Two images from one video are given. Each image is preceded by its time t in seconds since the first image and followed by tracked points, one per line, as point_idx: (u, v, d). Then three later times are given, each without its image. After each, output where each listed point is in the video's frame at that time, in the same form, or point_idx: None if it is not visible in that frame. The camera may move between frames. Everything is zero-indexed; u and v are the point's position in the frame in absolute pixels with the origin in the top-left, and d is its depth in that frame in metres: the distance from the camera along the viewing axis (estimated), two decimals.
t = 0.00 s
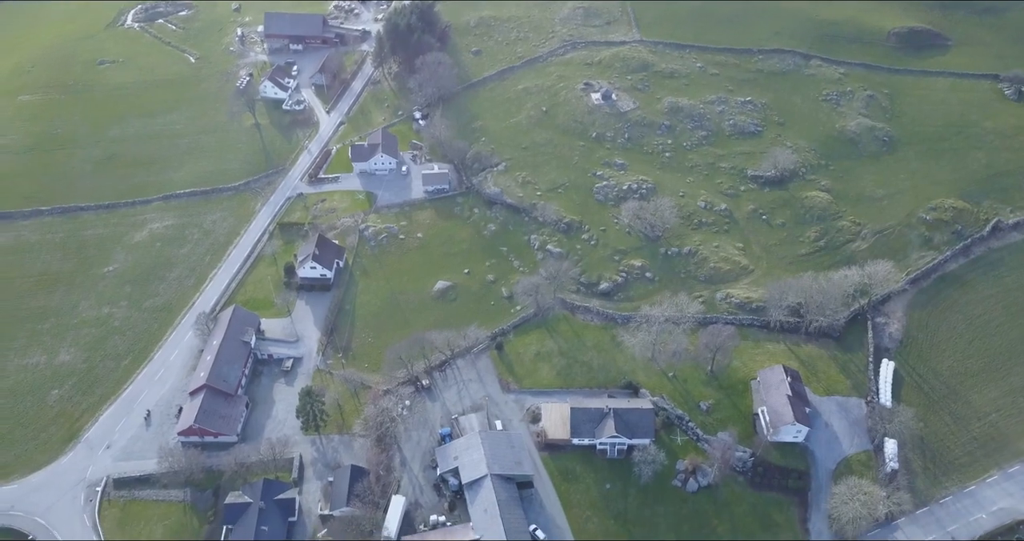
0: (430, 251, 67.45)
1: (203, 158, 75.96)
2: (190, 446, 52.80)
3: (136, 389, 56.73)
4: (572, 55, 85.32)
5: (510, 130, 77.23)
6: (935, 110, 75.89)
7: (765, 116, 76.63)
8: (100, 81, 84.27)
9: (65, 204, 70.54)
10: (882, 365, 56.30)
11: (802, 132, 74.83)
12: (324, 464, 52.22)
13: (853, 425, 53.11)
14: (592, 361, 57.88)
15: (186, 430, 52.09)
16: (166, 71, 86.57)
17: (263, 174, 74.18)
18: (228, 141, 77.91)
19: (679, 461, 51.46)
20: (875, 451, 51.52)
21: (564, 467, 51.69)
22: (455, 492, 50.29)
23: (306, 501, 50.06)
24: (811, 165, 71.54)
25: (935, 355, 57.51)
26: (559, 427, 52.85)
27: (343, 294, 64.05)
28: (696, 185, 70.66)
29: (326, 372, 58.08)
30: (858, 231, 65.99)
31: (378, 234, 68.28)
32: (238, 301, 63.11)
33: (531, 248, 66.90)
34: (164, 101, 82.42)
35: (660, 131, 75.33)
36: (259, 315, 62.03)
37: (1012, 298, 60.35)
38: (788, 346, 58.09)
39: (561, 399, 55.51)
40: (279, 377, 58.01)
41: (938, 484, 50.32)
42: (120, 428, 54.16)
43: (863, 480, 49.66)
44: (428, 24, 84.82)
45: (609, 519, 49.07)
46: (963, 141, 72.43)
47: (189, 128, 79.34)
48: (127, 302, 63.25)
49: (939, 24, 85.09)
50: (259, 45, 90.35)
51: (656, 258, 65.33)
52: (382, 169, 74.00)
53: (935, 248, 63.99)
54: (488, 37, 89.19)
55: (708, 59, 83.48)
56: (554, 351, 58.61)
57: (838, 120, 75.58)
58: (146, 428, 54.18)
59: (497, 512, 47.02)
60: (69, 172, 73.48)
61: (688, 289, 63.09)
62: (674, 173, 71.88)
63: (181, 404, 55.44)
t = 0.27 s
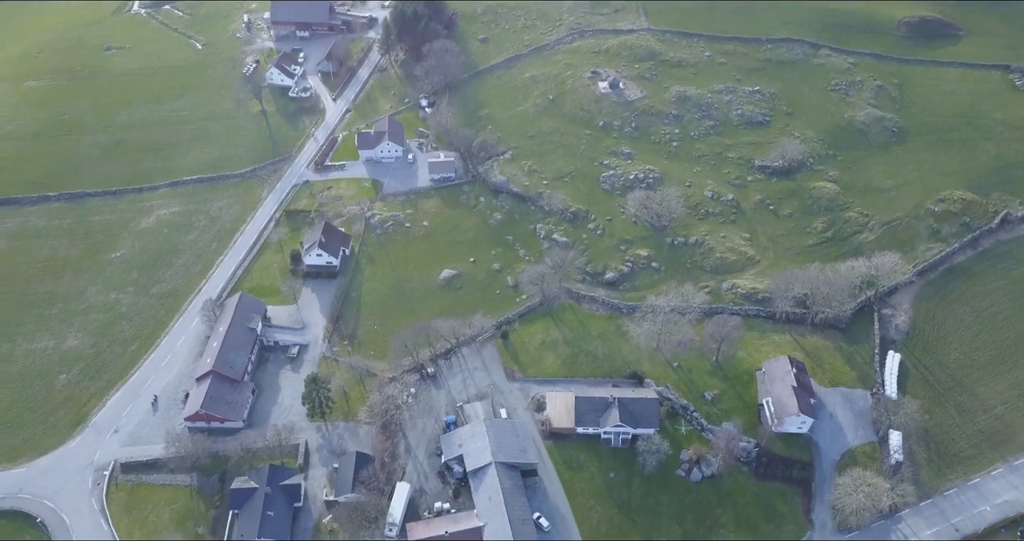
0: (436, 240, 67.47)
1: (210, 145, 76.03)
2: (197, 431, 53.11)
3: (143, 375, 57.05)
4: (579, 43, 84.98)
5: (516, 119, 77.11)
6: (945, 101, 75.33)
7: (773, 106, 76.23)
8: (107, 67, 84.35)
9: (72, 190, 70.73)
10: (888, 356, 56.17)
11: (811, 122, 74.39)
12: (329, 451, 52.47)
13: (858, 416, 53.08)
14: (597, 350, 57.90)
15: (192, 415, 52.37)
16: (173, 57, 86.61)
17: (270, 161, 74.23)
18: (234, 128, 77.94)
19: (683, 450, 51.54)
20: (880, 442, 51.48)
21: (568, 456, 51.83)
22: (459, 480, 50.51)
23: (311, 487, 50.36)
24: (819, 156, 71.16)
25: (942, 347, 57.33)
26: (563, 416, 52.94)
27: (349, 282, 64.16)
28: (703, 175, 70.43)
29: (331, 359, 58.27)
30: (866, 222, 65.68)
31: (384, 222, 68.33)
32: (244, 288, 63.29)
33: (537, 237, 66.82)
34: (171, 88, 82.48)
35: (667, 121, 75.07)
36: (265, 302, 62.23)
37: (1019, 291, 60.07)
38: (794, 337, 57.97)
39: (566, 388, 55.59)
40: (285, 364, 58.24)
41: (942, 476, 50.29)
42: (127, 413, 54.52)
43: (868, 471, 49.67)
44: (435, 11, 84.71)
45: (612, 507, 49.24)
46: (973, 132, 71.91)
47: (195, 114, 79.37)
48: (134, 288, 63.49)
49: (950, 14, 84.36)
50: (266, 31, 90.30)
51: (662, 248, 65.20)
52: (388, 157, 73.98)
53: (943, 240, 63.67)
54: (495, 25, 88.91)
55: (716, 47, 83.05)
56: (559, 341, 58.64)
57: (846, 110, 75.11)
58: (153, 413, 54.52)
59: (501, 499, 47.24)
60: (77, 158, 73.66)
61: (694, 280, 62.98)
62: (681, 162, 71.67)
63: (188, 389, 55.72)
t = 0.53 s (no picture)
0: (447, 226, 67.49)
1: (223, 128, 76.29)
2: (208, 412, 53.59)
3: (156, 355, 57.57)
4: (594, 30, 84.48)
5: (529, 106, 76.92)
6: (964, 93, 74.37)
7: (788, 95, 75.59)
8: (123, 50, 84.81)
9: (87, 171, 71.21)
10: (899, 350, 55.86)
11: (827, 112, 73.70)
12: (339, 434, 52.83)
13: (868, 409, 52.89)
14: (606, 339, 57.88)
15: (204, 396, 52.83)
16: (187, 40, 86.96)
17: (283, 145, 74.42)
18: (248, 111, 78.14)
19: (691, 440, 51.54)
20: (889, 436, 51.29)
21: (576, 443, 51.98)
22: (467, 465, 50.79)
23: (320, 469, 50.78)
24: (835, 147, 70.54)
25: (954, 342, 56.93)
26: (572, 404, 53.03)
27: (360, 267, 64.34)
28: (716, 165, 70.02)
29: (342, 343, 58.56)
30: (880, 214, 65.12)
31: (396, 207, 68.38)
32: (256, 271, 63.60)
33: (548, 225, 66.70)
34: (185, 70, 82.81)
35: (681, 109, 74.65)
36: (277, 285, 62.56)
37: None
38: (805, 329, 57.72)
39: (575, 376, 55.65)
40: (296, 347, 58.60)
41: (951, 470, 50.09)
42: (140, 393, 55.08)
43: (876, 465, 49.56)
44: None
45: (619, 495, 49.37)
46: (992, 125, 71.00)
47: (209, 97, 79.65)
48: (147, 269, 63.95)
49: (971, 5, 83.19)
50: (280, 15, 90.92)
51: (674, 237, 64.96)
52: (401, 142, 74.01)
53: (958, 234, 63.05)
54: (509, 11, 88.55)
55: (732, 36, 82.40)
56: (569, 329, 58.66)
57: (863, 101, 74.34)
58: (165, 393, 55.06)
59: (509, 485, 47.49)
60: (92, 139, 74.15)
61: (706, 270, 62.75)
62: (694, 151, 71.27)
63: (200, 370, 56.20)
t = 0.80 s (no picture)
0: (457, 214, 67.47)
1: (235, 113, 76.50)
2: (218, 397, 53.98)
3: (167, 339, 57.97)
4: (607, 19, 84.00)
5: (541, 94, 76.72)
6: (981, 85, 73.50)
7: (803, 87, 74.96)
8: (136, 35, 85.17)
9: (99, 155, 71.60)
10: (910, 344, 55.53)
11: (841, 104, 73.05)
12: (347, 420, 53.09)
13: (877, 404, 52.68)
14: (615, 329, 57.85)
15: (214, 381, 53.20)
16: (200, 26, 87.20)
17: (294, 131, 74.51)
18: (260, 97, 78.29)
19: (699, 432, 51.52)
20: (898, 430, 51.08)
21: (583, 433, 52.09)
22: (474, 453, 51.00)
23: (329, 454, 51.09)
24: (849, 139, 69.94)
25: (966, 337, 56.54)
26: (579, 394, 53.06)
27: (370, 254, 64.44)
28: (729, 156, 69.61)
29: (351, 329, 58.79)
30: (894, 208, 64.55)
31: (407, 195, 68.40)
32: (267, 257, 63.87)
33: (559, 215, 66.55)
34: (198, 56, 83.05)
35: (694, 100, 74.24)
36: (288, 271, 62.79)
37: None
38: (815, 323, 57.45)
39: (583, 366, 55.68)
40: (306, 333, 58.86)
41: (960, 466, 49.90)
42: (151, 376, 55.53)
43: (885, 459, 49.41)
44: None
45: (626, 486, 49.45)
46: (1009, 118, 70.16)
47: (221, 82, 79.84)
48: (159, 254, 64.31)
49: None
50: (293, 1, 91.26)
51: (685, 228, 64.70)
52: (412, 130, 74.01)
53: (972, 229, 62.47)
54: None
55: (747, 26, 81.77)
56: (578, 319, 58.63)
57: (878, 93, 73.62)
58: (176, 377, 55.49)
59: (516, 474, 47.60)
60: (104, 124, 74.58)
61: (716, 261, 62.50)
62: (706, 142, 70.87)
63: (210, 355, 56.56)
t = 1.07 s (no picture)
0: (476, 200, 67.46)
1: (257, 94, 76.93)
2: (236, 375, 54.59)
3: (186, 317, 58.63)
4: (631, 7, 83.34)
5: (563, 82, 76.37)
6: (1013, 81, 72.04)
7: (829, 80, 73.97)
8: (162, 16, 85.98)
9: (124, 134, 72.40)
10: (930, 343, 54.85)
11: (867, 98, 71.99)
12: (362, 402, 53.48)
13: (894, 402, 52.18)
14: (631, 320, 57.68)
15: (232, 359, 53.79)
16: (225, 7, 87.80)
17: (316, 114, 74.81)
18: (282, 79, 78.63)
19: (713, 425, 51.37)
20: (916, 429, 50.58)
21: (597, 423, 52.11)
22: (488, 439, 51.24)
23: (343, 436, 51.54)
24: (874, 133, 68.95)
25: (988, 337, 55.73)
26: (594, 383, 53.05)
27: (388, 238, 64.68)
28: (751, 148, 68.92)
29: (368, 313, 59.12)
30: (918, 205, 63.61)
31: (426, 180, 68.46)
32: (286, 238, 64.29)
33: (578, 204, 66.33)
34: (222, 37, 83.63)
35: (718, 91, 73.58)
36: (307, 253, 63.19)
37: None
38: (834, 319, 56.90)
39: (598, 355, 55.64)
40: (323, 315, 59.27)
41: (977, 468, 49.35)
42: (170, 353, 56.23)
43: (900, 458, 48.99)
44: None
45: (638, 476, 49.44)
46: None
47: (244, 64, 80.32)
48: (180, 233, 64.94)
49: None
50: None
51: (705, 220, 64.26)
52: (433, 115, 74.01)
53: (998, 227, 61.40)
54: None
55: (773, 17, 80.78)
56: (594, 308, 58.53)
57: (906, 87, 72.44)
58: (195, 355, 56.15)
59: (528, 461, 47.76)
60: (129, 103, 75.42)
61: (735, 254, 62.01)
62: (729, 134, 70.20)
63: (229, 334, 57.15)
